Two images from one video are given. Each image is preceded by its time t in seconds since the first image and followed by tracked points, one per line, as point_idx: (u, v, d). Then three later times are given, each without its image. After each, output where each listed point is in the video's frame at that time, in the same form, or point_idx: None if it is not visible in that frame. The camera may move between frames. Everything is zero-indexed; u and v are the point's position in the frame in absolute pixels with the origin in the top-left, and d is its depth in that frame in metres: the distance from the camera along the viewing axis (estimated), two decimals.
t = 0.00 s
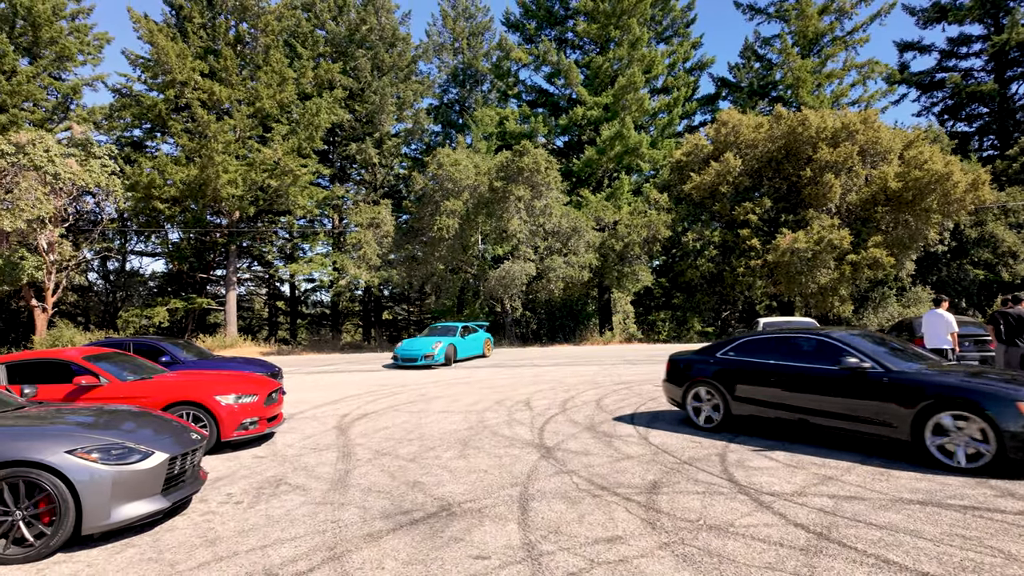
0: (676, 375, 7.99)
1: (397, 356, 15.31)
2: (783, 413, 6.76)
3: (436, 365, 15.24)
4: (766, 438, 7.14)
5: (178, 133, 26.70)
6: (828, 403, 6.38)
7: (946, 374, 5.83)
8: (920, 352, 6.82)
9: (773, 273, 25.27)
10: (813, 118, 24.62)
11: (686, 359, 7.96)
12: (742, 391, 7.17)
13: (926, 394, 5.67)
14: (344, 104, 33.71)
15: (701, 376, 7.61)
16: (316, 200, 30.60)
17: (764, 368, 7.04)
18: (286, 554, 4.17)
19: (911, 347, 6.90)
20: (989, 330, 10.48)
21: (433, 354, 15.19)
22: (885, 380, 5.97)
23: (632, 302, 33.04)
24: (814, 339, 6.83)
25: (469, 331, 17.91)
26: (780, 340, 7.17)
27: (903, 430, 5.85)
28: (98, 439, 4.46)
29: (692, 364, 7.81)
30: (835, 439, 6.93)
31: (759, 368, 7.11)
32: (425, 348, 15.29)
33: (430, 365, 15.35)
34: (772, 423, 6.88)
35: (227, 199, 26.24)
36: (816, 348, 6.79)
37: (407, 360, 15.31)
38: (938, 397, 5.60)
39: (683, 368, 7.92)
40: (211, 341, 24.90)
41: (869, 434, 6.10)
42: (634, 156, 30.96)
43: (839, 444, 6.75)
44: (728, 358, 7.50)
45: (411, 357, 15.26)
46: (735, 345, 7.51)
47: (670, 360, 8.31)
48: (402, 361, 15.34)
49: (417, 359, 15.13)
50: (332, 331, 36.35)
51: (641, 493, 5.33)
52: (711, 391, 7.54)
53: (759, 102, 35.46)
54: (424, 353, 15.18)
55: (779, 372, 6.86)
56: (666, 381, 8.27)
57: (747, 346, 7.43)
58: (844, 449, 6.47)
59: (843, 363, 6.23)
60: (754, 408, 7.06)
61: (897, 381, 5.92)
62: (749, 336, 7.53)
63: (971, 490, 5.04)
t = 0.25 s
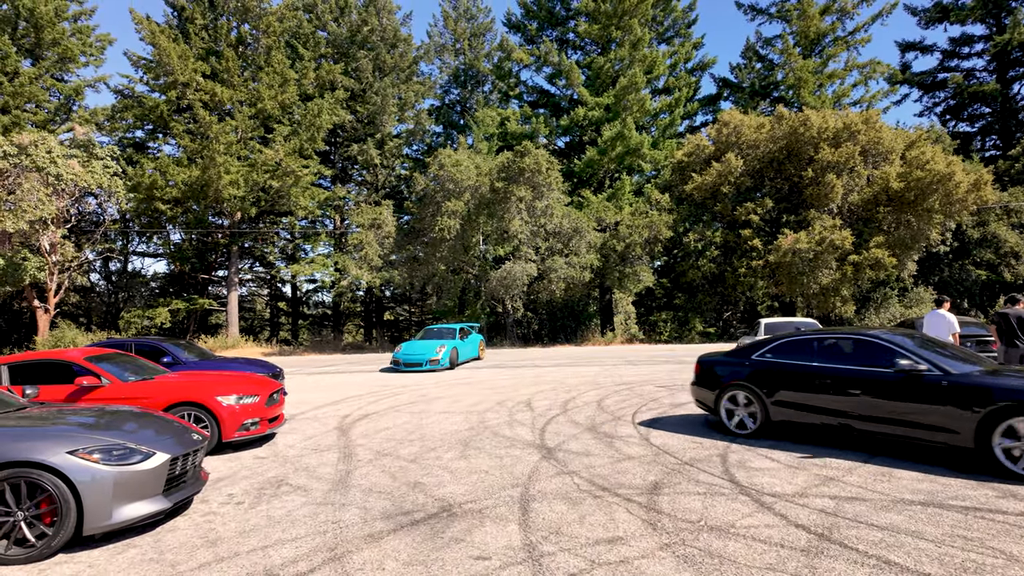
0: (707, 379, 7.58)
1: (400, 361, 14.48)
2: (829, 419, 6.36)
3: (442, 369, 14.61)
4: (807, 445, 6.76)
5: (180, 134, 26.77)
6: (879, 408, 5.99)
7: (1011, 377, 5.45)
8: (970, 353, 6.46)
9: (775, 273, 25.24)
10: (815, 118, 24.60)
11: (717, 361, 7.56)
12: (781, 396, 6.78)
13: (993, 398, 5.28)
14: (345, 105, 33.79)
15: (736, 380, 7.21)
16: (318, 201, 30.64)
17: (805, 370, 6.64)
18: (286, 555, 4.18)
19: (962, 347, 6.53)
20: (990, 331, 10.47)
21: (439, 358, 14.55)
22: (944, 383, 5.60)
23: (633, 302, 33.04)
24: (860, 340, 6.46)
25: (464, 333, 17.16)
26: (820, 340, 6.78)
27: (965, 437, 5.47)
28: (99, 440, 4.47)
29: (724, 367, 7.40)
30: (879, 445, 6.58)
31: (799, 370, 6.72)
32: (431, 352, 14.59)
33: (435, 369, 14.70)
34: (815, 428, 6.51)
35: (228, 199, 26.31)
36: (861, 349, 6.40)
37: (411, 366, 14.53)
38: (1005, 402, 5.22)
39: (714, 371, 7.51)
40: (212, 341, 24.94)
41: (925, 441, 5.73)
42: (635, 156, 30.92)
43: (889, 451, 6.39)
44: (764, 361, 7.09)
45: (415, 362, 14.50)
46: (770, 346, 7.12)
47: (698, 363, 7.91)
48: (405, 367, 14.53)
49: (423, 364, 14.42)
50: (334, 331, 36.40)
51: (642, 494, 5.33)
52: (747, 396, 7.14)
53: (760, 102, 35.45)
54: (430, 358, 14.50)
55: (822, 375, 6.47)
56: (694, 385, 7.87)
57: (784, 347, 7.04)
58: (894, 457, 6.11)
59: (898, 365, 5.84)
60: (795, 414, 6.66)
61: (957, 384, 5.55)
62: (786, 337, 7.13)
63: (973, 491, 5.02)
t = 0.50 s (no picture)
0: (741, 383, 7.28)
1: (404, 365, 13.78)
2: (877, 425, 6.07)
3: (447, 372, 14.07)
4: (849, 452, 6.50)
5: (180, 135, 26.79)
6: (934, 414, 5.73)
7: None
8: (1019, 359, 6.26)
9: (775, 274, 25.23)
10: (815, 119, 24.63)
11: (751, 364, 7.27)
12: (824, 401, 6.49)
13: None
14: (346, 106, 33.85)
15: (773, 383, 6.91)
16: (318, 202, 30.65)
17: (850, 374, 6.36)
18: (287, 556, 4.18)
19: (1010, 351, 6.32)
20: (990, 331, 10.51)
21: (445, 362, 13.98)
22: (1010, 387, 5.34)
23: (633, 304, 33.03)
24: (911, 343, 6.21)
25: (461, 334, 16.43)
26: (864, 343, 6.53)
27: None
28: (100, 440, 4.48)
29: (760, 371, 7.10)
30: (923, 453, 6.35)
31: (843, 374, 6.44)
32: (436, 355, 14.00)
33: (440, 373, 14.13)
34: (859, 435, 6.23)
35: (229, 200, 26.33)
36: (910, 352, 6.18)
37: (416, 369, 13.88)
38: None
39: (749, 375, 7.21)
40: (211, 342, 24.92)
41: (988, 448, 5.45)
42: (636, 157, 30.91)
43: (940, 458, 6.12)
44: (804, 364, 6.81)
45: (421, 365, 13.86)
46: (811, 349, 6.85)
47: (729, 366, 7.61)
48: (409, 371, 13.85)
49: (429, 368, 13.80)
50: (334, 332, 36.41)
51: (642, 494, 5.33)
52: (785, 400, 6.85)
53: (761, 103, 35.48)
54: (436, 362, 13.91)
55: (870, 379, 6.19)
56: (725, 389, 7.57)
57: (826, 349, 6.77)
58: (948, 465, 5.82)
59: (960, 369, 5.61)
60: (839, 420, 6.37)
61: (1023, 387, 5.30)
62: (826, 340, 6.86)
63: (974, 492, 5.02)
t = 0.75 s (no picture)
0: (782, 384, 7.02)
1: (411, 366, 13.19)
2: (931, 428, 5.88)
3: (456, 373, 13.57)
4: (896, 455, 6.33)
5: (180, 134, 26.80)
6: (994, 415, 5.55)
7: None
8: None
9: (775, 274, 25.22)
10: (815, 119, 24.64)
11: (791, 365, 7.03)
12: (874, 403, 6.28)
13: None
14: (346, 106, 33.87)
15: (818, 386, 6.68)
16: (318, 202, 30.63)
17: (902, 375, 6.15)
18: (287, 554, 4.18)
19: None
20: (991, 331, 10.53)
21: (454, 363, 13.48)
22: None
23: (634, 304, 33.01)
24: (965, 342, 6.01)
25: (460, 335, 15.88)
26: (914, 342, 6.32)
27: None
28: (100, 439, 4.47)
29: (803, 372, 6.86)
30: (970, 453, 6.23)
31: (894, 374, 6.22)
32: (446, 356, 13.49)
33: (448, 374, 13.63)
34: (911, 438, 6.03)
35: (229, 200, 26.34)
36: (965, 351, 5.97)
37: (424, 370, 13.32)
38: None
39: (790, 376, 6.96)
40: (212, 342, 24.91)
41: None
42: (636, 157, 30.90)
43: (994, 460, 5.96)
44: (849, 365, 6.59)
45: (430, 367, 13.32)
46: (857, 349, 6.63)
47: (766, 366, 7.37)
48: (417, 372, 13.28)
49: (438, 369, 13.28)
50: (334, 332, 36.40)
51: (643, 493, 5.32)
52: (829, 403, 6.63)
53: (761, 103, 35.49)
54: (445, 363, 13.40)
55: (925, 380, 5.98)
56: (761, 391, 7.33)
57: (873, 349, 6.55)
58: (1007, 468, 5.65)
59: None
60: (891, 423, 6.16)
61: None
62: (870, 339, 6.66)
63: (974, 491, 5.02)
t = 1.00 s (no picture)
0: (828, 387, 6.71)
1: (421, 368, 12.68)
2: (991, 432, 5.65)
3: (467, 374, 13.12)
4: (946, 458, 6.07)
5: (180, 134, 26.80)
6: None
7: None
8: None
9: (775, 274, 25.23)
10: (816, 119, 24.64)
11: (837, 367, 6.74)
12: (929, 405, 5.98)
13: None
14: (346, 106, 33.87)
15: (868, 388, 6.38)
16: (318, 202, 30.61)
17: (960, 376, 5.89)
18: (288, 554, 4.17)
19: None
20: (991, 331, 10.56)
21: (465, 364, 13.03)
22: None
23: (634, 304, 33.00)
24: None
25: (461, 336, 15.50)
26: (970, 342, 6.07)
27: None
28: (100, 439, 4.47)
29: (850, 374, 6.56)
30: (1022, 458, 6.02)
31: (951, 376, 5.95)
32: (456, 357, 13.02)
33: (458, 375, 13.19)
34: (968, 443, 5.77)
35: (229, 200, 26.33)
36: None
37: (434, 372, 12.83)
38: None
39: (835, 378, 6.67)
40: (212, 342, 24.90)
41: None
42: (636, 157, 30.88)
43: None
44: (901, 366, 6.31)
45: (440, 368, 12.82)
46: (909, 349, 6.35)
47: (808, 368, 7.07)
48: (426, 374, 12.77)
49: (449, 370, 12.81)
50: (334, 332, 36.40)
51: (643, 493, 5.32)
52: (879, 406, 6.34)
53: (761, 103, 35.50)
54: (456, 363, 12.94)
55: (986, 382, 5.72)
56: (803, 394, 7.03)
57: (926, 350, 6.28)
58: None
59: None
60: (948, 428, 5.88)
61: None
62: (922, 339, 6.38)
63: (976, 491, 5.01)
